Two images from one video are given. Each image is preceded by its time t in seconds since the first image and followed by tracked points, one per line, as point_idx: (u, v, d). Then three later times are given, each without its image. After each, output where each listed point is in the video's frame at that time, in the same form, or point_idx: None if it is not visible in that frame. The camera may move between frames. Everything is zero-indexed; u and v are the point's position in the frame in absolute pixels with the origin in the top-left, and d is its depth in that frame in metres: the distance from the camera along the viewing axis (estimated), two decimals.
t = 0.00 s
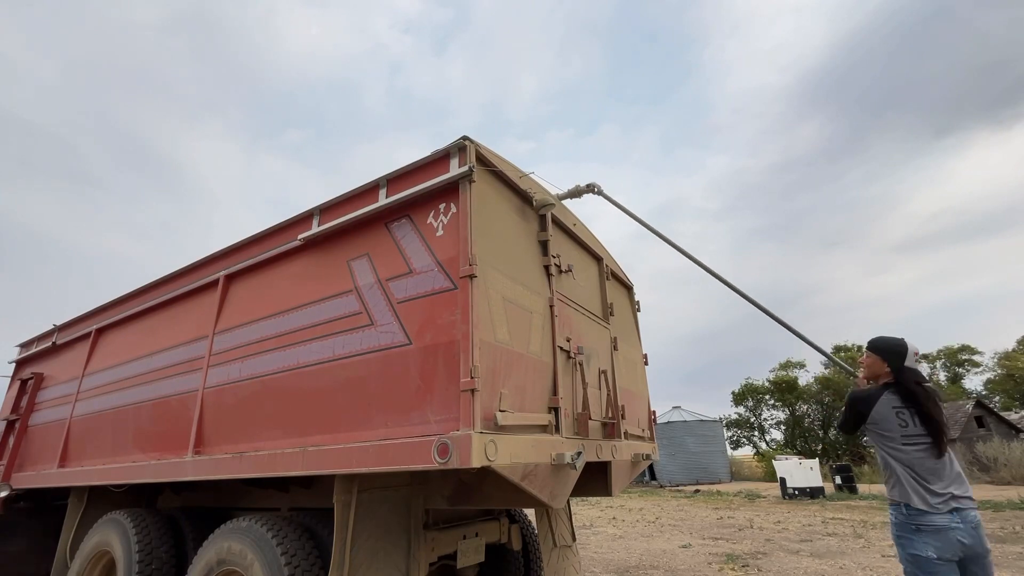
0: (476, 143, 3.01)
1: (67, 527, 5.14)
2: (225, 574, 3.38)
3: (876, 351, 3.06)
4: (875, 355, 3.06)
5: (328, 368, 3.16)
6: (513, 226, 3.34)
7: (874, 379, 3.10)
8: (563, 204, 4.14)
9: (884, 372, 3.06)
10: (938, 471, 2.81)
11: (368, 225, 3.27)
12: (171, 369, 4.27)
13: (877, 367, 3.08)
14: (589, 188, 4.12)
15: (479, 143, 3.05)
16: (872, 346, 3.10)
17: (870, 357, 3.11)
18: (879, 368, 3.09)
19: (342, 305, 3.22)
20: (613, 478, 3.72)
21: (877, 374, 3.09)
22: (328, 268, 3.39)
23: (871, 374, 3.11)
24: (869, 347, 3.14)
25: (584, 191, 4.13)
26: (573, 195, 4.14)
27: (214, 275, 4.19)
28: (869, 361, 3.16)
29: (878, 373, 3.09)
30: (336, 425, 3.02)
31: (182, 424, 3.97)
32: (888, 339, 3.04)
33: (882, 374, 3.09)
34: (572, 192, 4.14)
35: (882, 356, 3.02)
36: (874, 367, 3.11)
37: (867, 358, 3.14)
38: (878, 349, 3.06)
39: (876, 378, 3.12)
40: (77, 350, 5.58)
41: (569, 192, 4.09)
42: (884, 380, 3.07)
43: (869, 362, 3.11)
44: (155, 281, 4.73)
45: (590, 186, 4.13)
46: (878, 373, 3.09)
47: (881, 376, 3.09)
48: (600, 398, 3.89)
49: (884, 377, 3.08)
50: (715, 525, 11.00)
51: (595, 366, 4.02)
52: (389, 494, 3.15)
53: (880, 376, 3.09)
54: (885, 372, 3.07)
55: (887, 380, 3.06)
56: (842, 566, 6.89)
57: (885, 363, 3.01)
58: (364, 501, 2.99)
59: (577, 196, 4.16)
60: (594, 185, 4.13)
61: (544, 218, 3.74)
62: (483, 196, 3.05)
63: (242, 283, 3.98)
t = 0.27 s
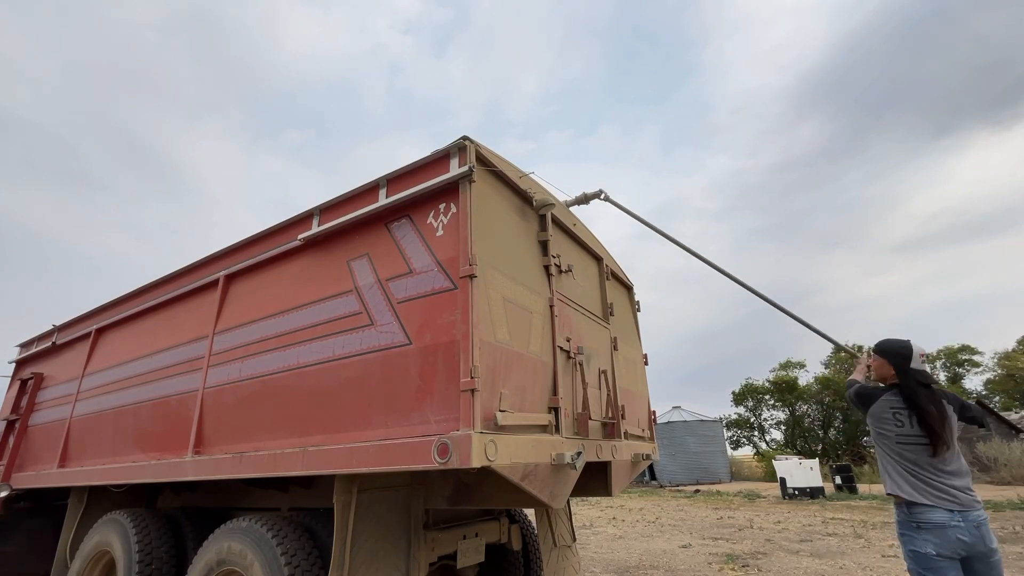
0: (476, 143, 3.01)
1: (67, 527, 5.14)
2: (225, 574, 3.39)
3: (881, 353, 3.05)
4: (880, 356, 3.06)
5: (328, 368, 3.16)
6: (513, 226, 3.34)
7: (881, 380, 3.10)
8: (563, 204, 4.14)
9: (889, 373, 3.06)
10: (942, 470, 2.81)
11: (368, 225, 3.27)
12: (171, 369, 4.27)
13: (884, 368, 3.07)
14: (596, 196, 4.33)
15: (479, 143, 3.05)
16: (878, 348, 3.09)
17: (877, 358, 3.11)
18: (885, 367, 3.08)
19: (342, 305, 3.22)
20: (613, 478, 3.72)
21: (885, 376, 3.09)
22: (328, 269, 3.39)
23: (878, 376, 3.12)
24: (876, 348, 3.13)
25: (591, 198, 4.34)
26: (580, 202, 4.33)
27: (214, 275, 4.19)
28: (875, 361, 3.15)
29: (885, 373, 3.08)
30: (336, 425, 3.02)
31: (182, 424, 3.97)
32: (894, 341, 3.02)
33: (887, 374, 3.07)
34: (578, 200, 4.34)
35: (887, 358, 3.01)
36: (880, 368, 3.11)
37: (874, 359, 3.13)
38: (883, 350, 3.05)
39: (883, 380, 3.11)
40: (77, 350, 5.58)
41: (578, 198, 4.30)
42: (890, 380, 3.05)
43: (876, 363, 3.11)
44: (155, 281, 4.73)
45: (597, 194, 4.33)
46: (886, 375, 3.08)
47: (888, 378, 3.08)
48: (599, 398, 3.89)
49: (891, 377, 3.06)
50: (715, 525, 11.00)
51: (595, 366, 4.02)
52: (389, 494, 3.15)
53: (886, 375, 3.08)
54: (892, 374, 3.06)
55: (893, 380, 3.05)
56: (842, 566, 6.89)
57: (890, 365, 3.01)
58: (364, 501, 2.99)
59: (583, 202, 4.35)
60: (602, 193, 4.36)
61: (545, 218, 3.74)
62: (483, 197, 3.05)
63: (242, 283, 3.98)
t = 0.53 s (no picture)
0: (476, 143, 3.01)
1: (67, 527, 5.14)
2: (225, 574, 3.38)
3: (890, 353, 3.09)
4: (890, 356, 3.10)
5: (328, 368, 3.16)
6: (513, 226, 3.34)
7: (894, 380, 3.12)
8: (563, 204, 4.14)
9: (901, 373, 3.07)
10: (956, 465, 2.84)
11: (368, 225, 3.27)
12: (171, 369, 4.27)
13: (894, 368, 3.10)
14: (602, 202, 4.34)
15: (479, 143, 3.05)
16: (887, 349, 3.14)
17: (886, 357, 3.14)
18: (896, 367, 3.10)
19: (342, 305, 3.22)
20: (613, 478, 3.71)
21: (894, 375, 3.11)
22: (328, 269, 3.39)
23: (888, 375, 3.14)
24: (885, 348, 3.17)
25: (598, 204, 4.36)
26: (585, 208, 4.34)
27: (214, 275, 4.18)
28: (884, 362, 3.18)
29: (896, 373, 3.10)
30: (336, 425, 3.02)
31: (182, 424, 3.97)
32: (903, 341, 3.07)
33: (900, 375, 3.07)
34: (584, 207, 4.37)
35: (896, 358, 3.06)
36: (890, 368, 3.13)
37: (884, 359, 3.17)
38: (894, 351, 3.09)
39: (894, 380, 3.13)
40: (77, 350, 5.58)
41: (584, 204, 4.33)
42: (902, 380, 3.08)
43: (886, 363, 3.14)
44: (155, 281, 4.73)
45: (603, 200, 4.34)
46: (896, 375, 3.11)
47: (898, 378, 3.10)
48: (599, 398, 3.89)
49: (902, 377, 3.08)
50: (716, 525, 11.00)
51: (595, 366, 4.02)
52: (388, 494, 3.15)
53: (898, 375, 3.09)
54: (903, 374, 3.09)
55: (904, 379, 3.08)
56: (842, 566, 6.89)
57: (901, 364, 3.04)
58: (364, 501, 2.99)
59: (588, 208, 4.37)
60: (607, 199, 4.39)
61: (545, 218, 3.74)
62: (483, 197, 3.04)
63: (242, 283, 3.98)
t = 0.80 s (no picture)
0: (476, 143, 3.01)
1: (67, 526, 5.14)
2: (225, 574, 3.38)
3: (884, 356, 3.07)
4: (886, 359, 3.07)
5: (328, 368, 3.16)
6: (513, 226, 3.34)
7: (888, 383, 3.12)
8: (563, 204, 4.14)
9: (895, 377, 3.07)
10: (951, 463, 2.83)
11: (368, 225, 3.27)
12: (171, 369, 4.27)
13: (890, 373, 3.08)
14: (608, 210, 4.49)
15: (479, 143, 3.05)
16: (882, 352, 3.11)
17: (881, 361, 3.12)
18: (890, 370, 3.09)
19: (342, 305, 3.22)
20: (613, 478, 3.71)
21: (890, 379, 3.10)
22: (328, 269, 3.39)
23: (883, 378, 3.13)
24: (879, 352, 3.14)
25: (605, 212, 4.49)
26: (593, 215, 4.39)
27: (214, 275, 4.19)
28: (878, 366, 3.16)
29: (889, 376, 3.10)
30: (336, 425, 3.02)
31: (182, 424, 3.97)
32: (896, 345, 3.05)
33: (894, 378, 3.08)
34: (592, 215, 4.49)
35: (890, 362, 3.03)
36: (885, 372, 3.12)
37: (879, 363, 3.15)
38: (888, 355, 3.06)
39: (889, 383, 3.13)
40: (77, 350, 5.58)
41: (591, 214, 4.40)
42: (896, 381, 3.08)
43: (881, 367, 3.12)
44: (155, 281, 4.73)
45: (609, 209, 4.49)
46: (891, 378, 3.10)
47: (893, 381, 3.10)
48: (599, 398, 3.89)
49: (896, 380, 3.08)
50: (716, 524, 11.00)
51: (595, 366, 4.02)
52: (388, 494, 3.15)
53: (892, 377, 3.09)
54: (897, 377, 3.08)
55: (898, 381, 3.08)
56: (842, 566, 6.89)
57: (896, 367, 3.02)
58: (364, 501, 2.99)
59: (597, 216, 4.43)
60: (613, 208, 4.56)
61: (545, 218, 3.74)
62: (483, 197, 3.04)
63: (242, 283, 3.98)
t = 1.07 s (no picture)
0: (476, 143, 3.01)
1: (67, 526, 5.14)
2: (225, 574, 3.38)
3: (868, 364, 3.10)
4: (868, 367, 3.10)
5: (328, 367, 3.16)
6: (513, 226, 3.34)
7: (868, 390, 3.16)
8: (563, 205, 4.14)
9: (877, 384, 3.09)
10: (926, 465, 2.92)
11: (368, 225, 3.27)
12: (171, 369, 4.27)
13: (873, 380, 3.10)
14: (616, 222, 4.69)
15: (479, 143, 3.05)
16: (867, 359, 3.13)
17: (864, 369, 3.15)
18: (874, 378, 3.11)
19: (342, 305, 3.22)
20: (613, 478, 3.71)
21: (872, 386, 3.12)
22: (328, 269, 3.39)
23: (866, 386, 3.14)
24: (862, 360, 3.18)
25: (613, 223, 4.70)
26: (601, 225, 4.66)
27: (214, 275, 4.18)
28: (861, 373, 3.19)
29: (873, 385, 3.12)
30: (336, 425, 3.02)
31: (182, 424, 3.97)
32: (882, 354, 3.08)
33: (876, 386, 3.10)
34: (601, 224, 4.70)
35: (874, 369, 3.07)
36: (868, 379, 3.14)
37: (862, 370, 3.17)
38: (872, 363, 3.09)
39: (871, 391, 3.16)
40: (77, 350, 5.58)
41: (600, 222, 4.59)
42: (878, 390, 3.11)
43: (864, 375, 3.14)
44: (155, 281, 4.73)
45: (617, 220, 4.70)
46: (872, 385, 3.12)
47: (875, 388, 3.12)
48: (599, 398, 3.89)
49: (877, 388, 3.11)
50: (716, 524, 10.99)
51: (595, 366, 4.03)
52: (389, 494, 3.15)
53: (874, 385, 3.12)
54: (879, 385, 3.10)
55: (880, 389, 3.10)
56: (842, 566, 6.89)
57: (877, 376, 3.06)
58: (364, 501, 2.99)
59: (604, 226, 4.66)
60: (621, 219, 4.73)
61: (544, 218, 3.74)
62: (483, 197, 3.04)
63: (242, 283, 3.98)
